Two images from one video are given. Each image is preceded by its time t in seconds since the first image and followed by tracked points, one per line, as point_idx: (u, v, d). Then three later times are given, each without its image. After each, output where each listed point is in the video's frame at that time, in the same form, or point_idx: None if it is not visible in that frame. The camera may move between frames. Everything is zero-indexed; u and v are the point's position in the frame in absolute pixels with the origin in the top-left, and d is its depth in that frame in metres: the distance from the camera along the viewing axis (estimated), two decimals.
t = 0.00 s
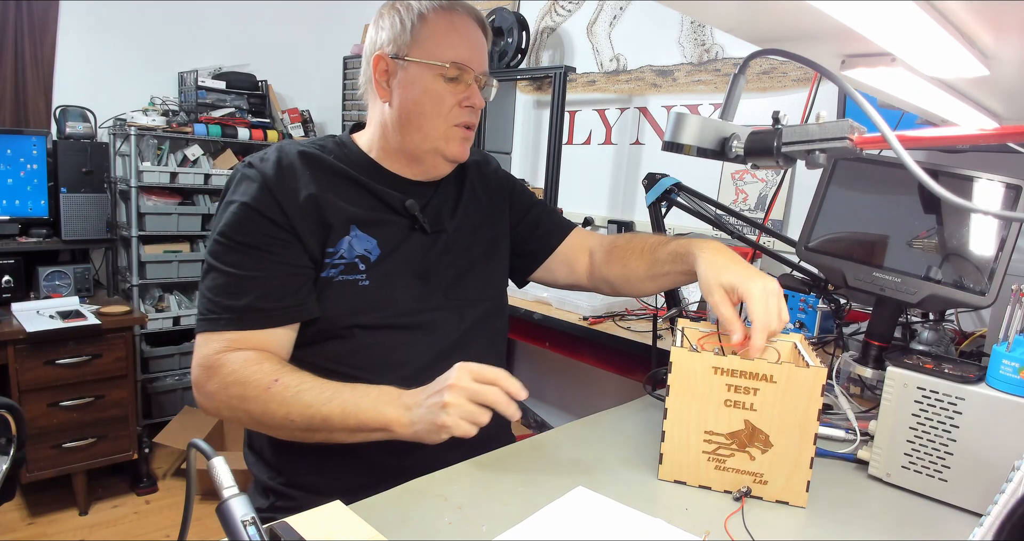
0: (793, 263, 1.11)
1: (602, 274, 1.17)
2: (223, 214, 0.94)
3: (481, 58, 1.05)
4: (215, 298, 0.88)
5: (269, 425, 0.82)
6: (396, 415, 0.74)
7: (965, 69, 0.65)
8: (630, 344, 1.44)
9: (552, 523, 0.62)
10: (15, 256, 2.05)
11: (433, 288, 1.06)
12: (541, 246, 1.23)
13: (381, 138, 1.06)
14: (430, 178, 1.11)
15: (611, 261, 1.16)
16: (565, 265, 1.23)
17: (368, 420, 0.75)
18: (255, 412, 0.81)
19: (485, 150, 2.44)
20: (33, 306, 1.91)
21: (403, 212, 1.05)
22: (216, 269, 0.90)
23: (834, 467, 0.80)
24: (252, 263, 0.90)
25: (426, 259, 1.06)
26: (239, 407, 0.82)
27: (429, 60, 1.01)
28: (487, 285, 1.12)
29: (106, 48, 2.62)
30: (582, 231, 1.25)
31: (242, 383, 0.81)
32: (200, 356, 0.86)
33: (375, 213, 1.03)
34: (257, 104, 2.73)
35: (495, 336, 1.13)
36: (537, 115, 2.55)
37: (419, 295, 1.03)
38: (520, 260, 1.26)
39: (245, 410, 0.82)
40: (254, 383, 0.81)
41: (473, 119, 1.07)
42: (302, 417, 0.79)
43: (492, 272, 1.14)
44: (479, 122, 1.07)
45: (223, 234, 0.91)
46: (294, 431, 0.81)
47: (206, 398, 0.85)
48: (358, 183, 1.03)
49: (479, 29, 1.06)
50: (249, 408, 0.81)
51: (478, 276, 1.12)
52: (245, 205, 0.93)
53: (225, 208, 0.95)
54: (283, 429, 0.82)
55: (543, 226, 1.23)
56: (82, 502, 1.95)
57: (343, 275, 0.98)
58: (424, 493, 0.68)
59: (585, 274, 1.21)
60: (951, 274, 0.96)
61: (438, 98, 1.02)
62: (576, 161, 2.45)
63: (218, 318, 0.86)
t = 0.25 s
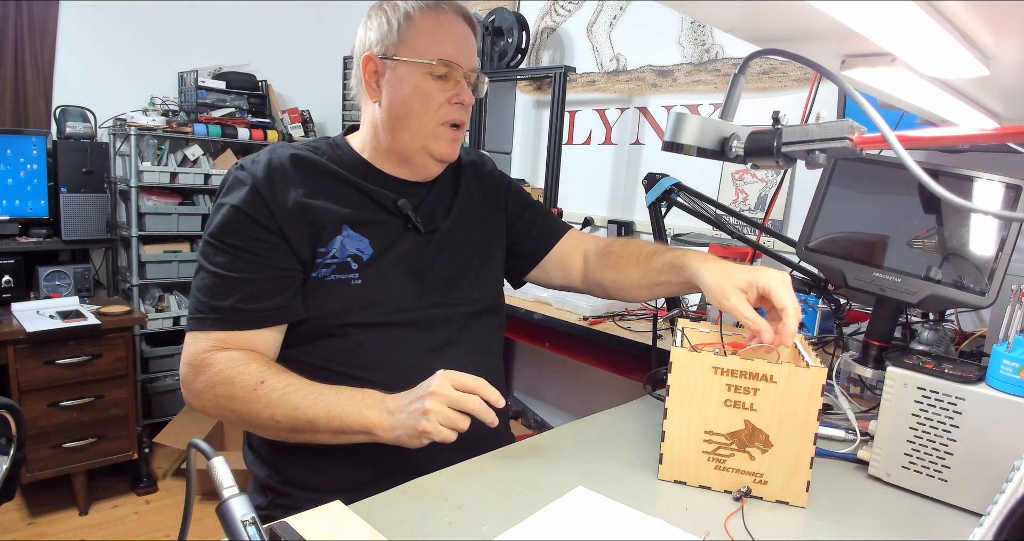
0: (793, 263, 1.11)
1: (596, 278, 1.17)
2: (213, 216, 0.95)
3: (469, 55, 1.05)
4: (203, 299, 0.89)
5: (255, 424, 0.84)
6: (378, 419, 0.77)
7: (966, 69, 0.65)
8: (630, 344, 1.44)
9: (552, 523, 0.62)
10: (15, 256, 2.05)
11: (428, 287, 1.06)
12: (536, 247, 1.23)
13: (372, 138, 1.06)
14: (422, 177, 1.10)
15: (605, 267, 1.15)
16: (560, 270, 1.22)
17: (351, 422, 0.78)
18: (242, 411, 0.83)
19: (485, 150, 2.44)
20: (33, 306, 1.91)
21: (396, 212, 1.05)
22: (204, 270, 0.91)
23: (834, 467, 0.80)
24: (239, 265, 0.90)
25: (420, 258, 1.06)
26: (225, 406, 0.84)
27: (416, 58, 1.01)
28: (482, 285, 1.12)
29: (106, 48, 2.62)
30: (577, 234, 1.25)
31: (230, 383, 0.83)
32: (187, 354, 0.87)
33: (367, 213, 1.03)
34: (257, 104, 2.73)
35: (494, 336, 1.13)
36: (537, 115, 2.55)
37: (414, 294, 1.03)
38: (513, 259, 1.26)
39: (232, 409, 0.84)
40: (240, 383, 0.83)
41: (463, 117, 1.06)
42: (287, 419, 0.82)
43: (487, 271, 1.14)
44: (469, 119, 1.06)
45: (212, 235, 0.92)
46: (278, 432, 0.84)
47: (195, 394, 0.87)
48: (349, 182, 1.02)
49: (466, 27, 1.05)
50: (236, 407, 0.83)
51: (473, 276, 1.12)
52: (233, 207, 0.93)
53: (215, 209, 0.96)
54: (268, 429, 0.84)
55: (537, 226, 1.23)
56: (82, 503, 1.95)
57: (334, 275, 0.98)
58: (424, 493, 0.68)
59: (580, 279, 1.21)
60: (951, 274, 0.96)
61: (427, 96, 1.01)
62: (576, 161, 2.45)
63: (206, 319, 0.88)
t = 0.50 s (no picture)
0: (793, 263, 1.11)
1: (588, 283, 1.18)
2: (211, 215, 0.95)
3: (443, 43, 1.01)
4: (200, 299, 0.88)
5: (250, 418, 0.85)
6: (370, 410, 0.76)
7: (966, 69, 0.65)
8: (630, 344, 1.44)
9: (552, 523, 0.62)
10: (15, 256, 2.05)
11: (425, 289, 1.06)
12: (534, 259, 1.23)
13: (364, 140, 1.06)
14: (419, 175, 1.08)
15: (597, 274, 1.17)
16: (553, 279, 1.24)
17: (345, 415, 0.78)
18: (237, 407, 0.83)
19: (485, 150, 2.44)
20: (33, 306, 1.91)
21: (394, 212, 1.05)
22: (202, 270, 0.90)
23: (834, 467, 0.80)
24: (236, 265, 0.90)
25: (418, 259, 1.06)
26: (221, 402, 0.84)
27: (388, 54, 0.99)
28: (480, 289, 1.12)
29: (106, 48, 2.62)
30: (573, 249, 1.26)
31: (226, 380, 0.83)
32: (183, 351, 0.87)
33: (365, 214, 1.02)
34: (257, 104, 2.73)
35: (492, 336, 1.14)
36: (537, 115, 2.55)
37: (413, 295, 1.03)
38: (513, 270, 1.25)
39: (227, 405, 0.84)
40: (235, 379, 0.83)
41: (443, 107, 1.02)
42: (282, 412, 0.82)
43: (485, 275, 1.14)
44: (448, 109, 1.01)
45: (211, 235, 0.92)
46: (274, 426, 0.84)
47: (189, 389, 0.86)
48: (347, 184, 1.02)
49: (439, 14, 1.01)
50: (231, 403, 0.83)
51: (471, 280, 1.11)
52: (232, 207, 0.92)
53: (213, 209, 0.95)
54: (262, 423, 0.84)
55: (537, 237, 1.24)
56: (82, 503, 1.95)
57: (332, 275, 0.98)
58: (424, 493, 0.68)
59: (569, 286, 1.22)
60: (951, 274, 0.96)
61: (398, 90, 0.99)
62: (576, 161, 2.45)
63: (203, 318, 0.87)
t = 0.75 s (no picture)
0: (793, 263, 1.11)
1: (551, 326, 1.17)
2: (217, 213, 0.95)
3: (427, 42, 1.04)
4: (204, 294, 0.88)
5: (242, 402, 0.85)
6: (351, 373, 0.75)
7: (966, 69, 0.65)
8: (630, 344, 1.44)
9: (552, 523, 0.62)
10: (15, 256, 2.05)
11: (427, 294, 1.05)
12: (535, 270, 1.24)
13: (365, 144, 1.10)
14: (416, 177, 1.09)
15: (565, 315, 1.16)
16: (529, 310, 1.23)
17: (328, 383, 0.77)
18: (229, 391, 0.84)
19: (485, 150, 2.44)
20: (33, 306, 1.91)
21: (397, 215, 1.05)
22: (207, 267, 0.90)
23: (835, 467, 0.80)
24: (240, 262, 0.90)
25: (421, 263, 1.05)
26: (213, 389, 0.84)
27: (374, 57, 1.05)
28: (480, 297, 1.12)
29: (106, 48, 2.61)
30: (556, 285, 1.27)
31: (215, 363, 0.83)
32: (184, 344, 0.87)
33: (369, 216, 1.02)
34: (257, 104, 2.73)
35: (493, 338, 1.14)
36: (537, 115, 2.55)
37: (416, 298, 1.03)
38: (510, 291, 1.25)
39: (219, 390, 0.84)
40: (222, 363, 0.83)
41: (425, 103, 1.03)
42: (268, 389, 0.82)
43: (487, 284, 1.13)
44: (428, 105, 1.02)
45: (216, 232, 0.92)
46: (267, 406, 0.84)
47: (188, 385, 0.87)
48: (351, 185, 1.02)
49: (427, 16, 1.05)
50: (223, 387, 0.84)
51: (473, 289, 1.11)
52: (238, 205, 0.93)
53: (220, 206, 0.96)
54: (256, 404, 0.84)
55: (536, 262, 1.24)
56: (82, 503, 1.95)
57: (334, 276, 0.98)
58: (424, 493, 0.68)
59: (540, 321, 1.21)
60: (951, 274, 0.96)
61: (381, 88, 1.03)
62: (576, 161, 2.46)
63: (206, 313, 0.87)
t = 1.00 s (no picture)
0: (793, 263, 1.11)
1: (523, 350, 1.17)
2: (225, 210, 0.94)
3: (441, 45, 1.01)
4: (210, 294, 0.88)
5: (239, 399, 0.84)
6: (340, 367, 0.76)
7: (965, 69, 0.65)
8: (630, 344, 1.44)
9: (552, 523, 0.62)
10: (15, 256, 2.05)
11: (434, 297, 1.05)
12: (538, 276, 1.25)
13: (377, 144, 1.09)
14: (426, 178, 1.08)
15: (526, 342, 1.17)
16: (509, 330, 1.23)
17: (318, 378, 0.77)
18: (225, 387, 0.83)
19: (485, 149, 2.44)
20: (33, 306, 1.91)
21: (406, 217, 1.05)
22: (214, 265, 0.89)
23: (834, 467, 0.80)
24: (248, 261, 0.89)
25: (429, 266, 1.06)
26: (211, 386, 0.84)
27: (387, 58, 1.02)
28: (485, 301, 1.12)
29: (106, 47, 2.61)
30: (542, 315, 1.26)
31: (212, 358, 0.83)
32: (188, 341, 0.87)
33: (378, 218, 1.02)
34: (257, 104, 2.73)
35: (494, 340, 1.13)
36: (537, 115, 2.55)
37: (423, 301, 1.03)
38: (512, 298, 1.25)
39: (216, 387, 0.84)
40: (217, 359, 0.82)
41: (438, 108, 1.00)
42: (261, 385, 0.81)
43: (491, 288, 1.14)
44: (441, 111, 1.00)
45: (224, 231, 0.91)
46: (259, 401, 0.84)
47: (189, 383, 0.87)
48: (360, 186, 1.02)
49: (442, 17, 1.02)
50: (219, 382, 0.83)
51: (479, 292, 1.11)
52: (246, 204, 0.92)
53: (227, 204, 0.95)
54: (251, 400, 0.83)
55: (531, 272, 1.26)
56: (82, 503, 1.95)
57: (343, 278, 0.97)
58: (425, 493, 0.68)
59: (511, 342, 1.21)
60: (951, 274, 0.96)
61: (394, 92, 1.01)
62: (576, 161, 2.46)
63: (211, 313, 0.86)
